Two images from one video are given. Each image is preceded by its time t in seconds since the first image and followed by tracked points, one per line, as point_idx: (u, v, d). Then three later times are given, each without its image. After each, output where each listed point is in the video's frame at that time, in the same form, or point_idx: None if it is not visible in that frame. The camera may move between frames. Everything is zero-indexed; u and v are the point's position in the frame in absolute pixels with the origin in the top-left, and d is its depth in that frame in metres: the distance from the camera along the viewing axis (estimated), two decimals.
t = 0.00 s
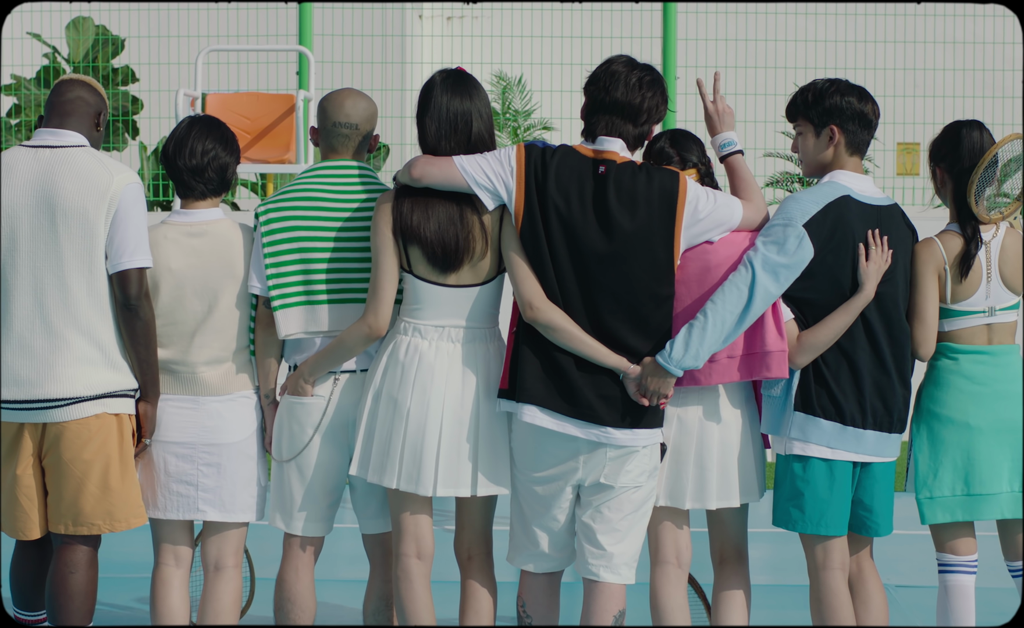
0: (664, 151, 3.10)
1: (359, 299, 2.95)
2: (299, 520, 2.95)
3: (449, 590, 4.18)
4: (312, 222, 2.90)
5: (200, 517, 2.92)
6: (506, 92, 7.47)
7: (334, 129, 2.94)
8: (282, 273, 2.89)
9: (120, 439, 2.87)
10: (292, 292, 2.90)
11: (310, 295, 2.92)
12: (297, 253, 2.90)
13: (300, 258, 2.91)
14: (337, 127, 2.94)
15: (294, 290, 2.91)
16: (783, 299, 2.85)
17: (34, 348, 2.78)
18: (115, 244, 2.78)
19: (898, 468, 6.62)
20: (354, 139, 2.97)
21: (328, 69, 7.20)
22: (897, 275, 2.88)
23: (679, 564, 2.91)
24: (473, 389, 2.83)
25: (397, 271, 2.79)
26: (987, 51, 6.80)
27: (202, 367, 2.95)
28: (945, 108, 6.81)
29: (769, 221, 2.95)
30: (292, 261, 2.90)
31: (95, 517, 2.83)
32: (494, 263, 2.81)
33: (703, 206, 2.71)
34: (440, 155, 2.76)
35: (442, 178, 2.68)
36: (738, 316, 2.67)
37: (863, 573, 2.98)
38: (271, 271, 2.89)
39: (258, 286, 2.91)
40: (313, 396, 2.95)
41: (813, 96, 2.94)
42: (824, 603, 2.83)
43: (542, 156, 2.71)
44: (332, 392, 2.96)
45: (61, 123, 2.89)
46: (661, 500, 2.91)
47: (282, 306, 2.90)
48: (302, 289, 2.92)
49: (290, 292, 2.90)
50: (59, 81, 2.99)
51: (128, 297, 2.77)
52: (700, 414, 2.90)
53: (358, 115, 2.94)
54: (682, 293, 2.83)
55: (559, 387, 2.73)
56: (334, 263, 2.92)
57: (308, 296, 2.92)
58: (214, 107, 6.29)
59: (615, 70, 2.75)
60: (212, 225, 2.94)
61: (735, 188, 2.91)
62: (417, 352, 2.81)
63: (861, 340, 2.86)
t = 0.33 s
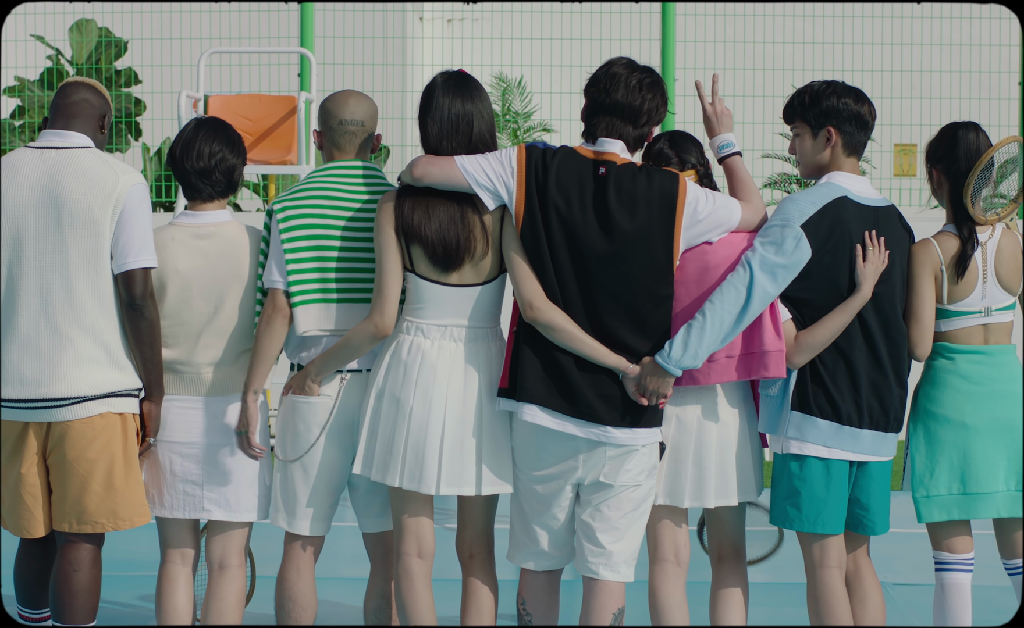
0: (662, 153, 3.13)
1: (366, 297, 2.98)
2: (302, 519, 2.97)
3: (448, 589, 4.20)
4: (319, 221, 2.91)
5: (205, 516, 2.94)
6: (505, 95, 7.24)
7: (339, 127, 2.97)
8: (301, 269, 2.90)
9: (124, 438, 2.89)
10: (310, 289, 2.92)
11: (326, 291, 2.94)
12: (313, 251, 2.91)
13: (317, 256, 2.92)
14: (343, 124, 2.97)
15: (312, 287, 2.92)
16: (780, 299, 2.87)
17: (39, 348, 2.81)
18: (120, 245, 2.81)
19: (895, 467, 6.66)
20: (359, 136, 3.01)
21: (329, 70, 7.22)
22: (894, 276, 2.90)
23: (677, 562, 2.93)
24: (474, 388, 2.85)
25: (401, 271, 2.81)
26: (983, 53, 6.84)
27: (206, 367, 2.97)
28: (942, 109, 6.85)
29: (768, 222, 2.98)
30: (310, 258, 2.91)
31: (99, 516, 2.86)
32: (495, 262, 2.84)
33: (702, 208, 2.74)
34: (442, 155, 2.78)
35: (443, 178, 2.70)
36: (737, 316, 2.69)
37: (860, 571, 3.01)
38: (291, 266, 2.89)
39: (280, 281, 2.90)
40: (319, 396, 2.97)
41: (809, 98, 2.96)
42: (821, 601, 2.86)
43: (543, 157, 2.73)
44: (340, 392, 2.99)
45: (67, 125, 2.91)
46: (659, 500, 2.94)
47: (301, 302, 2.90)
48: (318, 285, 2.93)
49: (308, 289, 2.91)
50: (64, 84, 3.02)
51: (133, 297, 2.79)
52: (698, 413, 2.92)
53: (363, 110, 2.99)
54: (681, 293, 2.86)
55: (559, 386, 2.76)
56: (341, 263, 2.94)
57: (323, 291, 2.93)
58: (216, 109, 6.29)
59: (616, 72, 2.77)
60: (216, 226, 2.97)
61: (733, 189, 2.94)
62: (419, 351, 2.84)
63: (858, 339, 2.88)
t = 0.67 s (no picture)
0: (661, 155, 3.16)
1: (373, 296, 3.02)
2: (302, 517, 2.99)
3: (448, 586, 4.24)
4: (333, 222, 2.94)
5: (212, 515, 2.97)
6: (505, 97, 7.63)
7: (342, 125, 3.00)
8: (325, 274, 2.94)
9: (127, 437, 2.92)
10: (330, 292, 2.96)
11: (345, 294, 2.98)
12: (336, 255, 2.95)
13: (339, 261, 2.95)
14: (347, 123, 3.00)
15: (333, 290, 2.96)
16: (778, 299, 2.89)
17: (44, 348, 2.83)
18: (124, 245, 2.83)
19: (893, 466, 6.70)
20: (364, 136, 3.03)
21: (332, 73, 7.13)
22: (891, 276, 2.93)
23: (677, 560, 2.96)
24: (474, 388, 2.87)
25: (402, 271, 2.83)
26: (980, 55, 6.87)
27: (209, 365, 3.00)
28: (939, 110, 6.88)
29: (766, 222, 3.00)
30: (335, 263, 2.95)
31: (103, 514, 2.88)
32: (494, 263, 2.86)
33: (701, 208, 2.76)
34: (443, 155, 2.81)
35: (444, 179, 2.72)
36: (735, 316, 2.72)
37: (857, 569, 3.03)
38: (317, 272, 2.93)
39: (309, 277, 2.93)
40: (323, 396, 3.00)
41: (808, 99, 2.98)
42: (819, 598, 2.88)
43: (543, 158, 2.75)
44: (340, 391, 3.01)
45: (70, 126, 2.93)
46: (659, 498, 2.96)
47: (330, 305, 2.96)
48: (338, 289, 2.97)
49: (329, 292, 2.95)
50: (67, 86, 3.04)
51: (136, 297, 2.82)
52: (697, 412, 2.95)
53: (366, 108, 3.01)
54: (680, 292, 2.88)
55: (559, 386, 2.78)
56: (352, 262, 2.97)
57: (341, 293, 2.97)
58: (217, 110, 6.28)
59: (615, 74, 2.80)
60: (219, 227, 2.99)
61: (732, 190, 2.96)
62: (419, 350, 2.86)
63: (856, 339, 2.91)
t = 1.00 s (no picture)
0: (661, 156, 3.18)
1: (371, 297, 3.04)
2: (302, 516, 3.02)
3: (449, 584, 4.27)
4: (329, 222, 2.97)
5: (212, 513, 2.99)
6: (505, 99, 7.57)
7: (346, 128, 3.01)
8: (316, 274, 2.97)
9: (129, 437, 2.94)
10: (326, 293, 2.98)
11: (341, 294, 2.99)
12: (327, 254, 2.97)
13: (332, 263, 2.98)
14: (349, 124, 3.01)
15: (329, 291, 2.98)
16: (777, 299, 2.92)
17: (47, 348, 2.85)
18: (128, 245, 2.86)
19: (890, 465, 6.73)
20: (366, 136, 3.04)
21: (333, 75, 7.33)
22: (888, 277, 2.95)
23: (675, 558, 2.98)
24: (473, 387, 2.90)
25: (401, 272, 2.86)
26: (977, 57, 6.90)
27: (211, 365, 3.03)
28: (937, 112, 6.91)
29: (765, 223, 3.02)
30: (326, 264, 2.98)
31: (105, 513, 2.90)
32: (494, 263, 2.88)
33: (700, 209, 2.79)
34: (444, 157, 2.83)
35: (445, 180, 2.75)
36: (733, 316, 2.74)
37: (855, 567, 3.06)
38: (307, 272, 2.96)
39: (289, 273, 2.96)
40: (319, 394, 3.02)
41: (807, 101, 3.01)
42: (816, 596, 2.91)
43: (543, 159, 2.78)
44: (340, 390, 3.04)
45: (73, 128, 2.95)
46: (658, 497, 2.99)
47: (317, 304, 2.97)
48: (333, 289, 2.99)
49: (325, 292, 2.98)
50: (70, 88, 3.06)
51: (139, 297, 2.84)
52: (696, 412, 2.97)
53: (369, 110, 3.02)
54: (679, 292, 2.91)
55: (559, 385, 2.80)
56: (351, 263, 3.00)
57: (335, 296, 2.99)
58: (219, 112, 6.32)
59: (613, 76, 2.82)
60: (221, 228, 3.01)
61: (731, 191, 2.99)
62: (418, 350, 2.88)
63: (853, 339, 2.93)
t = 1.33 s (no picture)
0: (662, 157, 3.20)
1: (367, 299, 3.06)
2: (302, 515, 3.03)
3: (448, 583, 4.30)
4: (325, 224, 2.99)
5: (207, 511, 3.03)
6: (505, 99, 7.71)
7: (342, 129, 3.04)
8: (299, 273, 2.99)
9: (131, 436, 2.96)
10: (307, 292, 3.00)
11: (325, 295, 3.01)
12: (314, 254, 2.99)
13: (316, 262, 3.00)
14: (344, 126, 3.03)
15: (310, 290, 3.00)
16: (775, 299, 2.94)
17: (48, 348, 2.87)
18: (129, 245, 2.88)
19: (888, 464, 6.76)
20: (362, 138, 3.06)
21: (335, 77, 7.36)
22: (885, 278, 2.98)
23: (673, 556, 3.01)
24: (473, 386, 2.92)
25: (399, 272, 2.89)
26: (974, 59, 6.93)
27: (212, 364, 3.05)
28: (934, 114, 6.95)
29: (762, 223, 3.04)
30: (309, 263, 2.99)
31: (107, 511, 2.92)
32: (493, 264, 2.91)
33: (698, 210, 2.81)
34: (444, 158, 2.85)
35: (444, 182, 2.77)
36: (732, 316, 2.76)
37: (852, 564, 3.08)
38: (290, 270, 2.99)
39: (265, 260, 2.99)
40: (314, 393, 3.05)
41: (805, 102, 3.03)
42: (813, 594, 2.93)
43: (541, 161, 2.80)
44: (334, 389, 3.06)
45: (74, 129, 2.98)
46: (656, 495, 3.01)
47: (297, 302, 3.00)
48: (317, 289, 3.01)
49: (305, 291, 3.00)
50: (72, 89, 3.08)
51: (140, 297, 2.86)
52: (693, 411, 3.00)
53: (364, 112, 3.03)
54: (677, 293, 2.94)
55: (558, 385, 2.83)
56: (348, 265, 3.01)
57: (324, 297, 3.01)
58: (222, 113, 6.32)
59: (611, 78, 2.85)
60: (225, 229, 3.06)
61: (728, 192, 3.01)
62: (417, 349, 2.91)
63: (850, 338, 2.96)
